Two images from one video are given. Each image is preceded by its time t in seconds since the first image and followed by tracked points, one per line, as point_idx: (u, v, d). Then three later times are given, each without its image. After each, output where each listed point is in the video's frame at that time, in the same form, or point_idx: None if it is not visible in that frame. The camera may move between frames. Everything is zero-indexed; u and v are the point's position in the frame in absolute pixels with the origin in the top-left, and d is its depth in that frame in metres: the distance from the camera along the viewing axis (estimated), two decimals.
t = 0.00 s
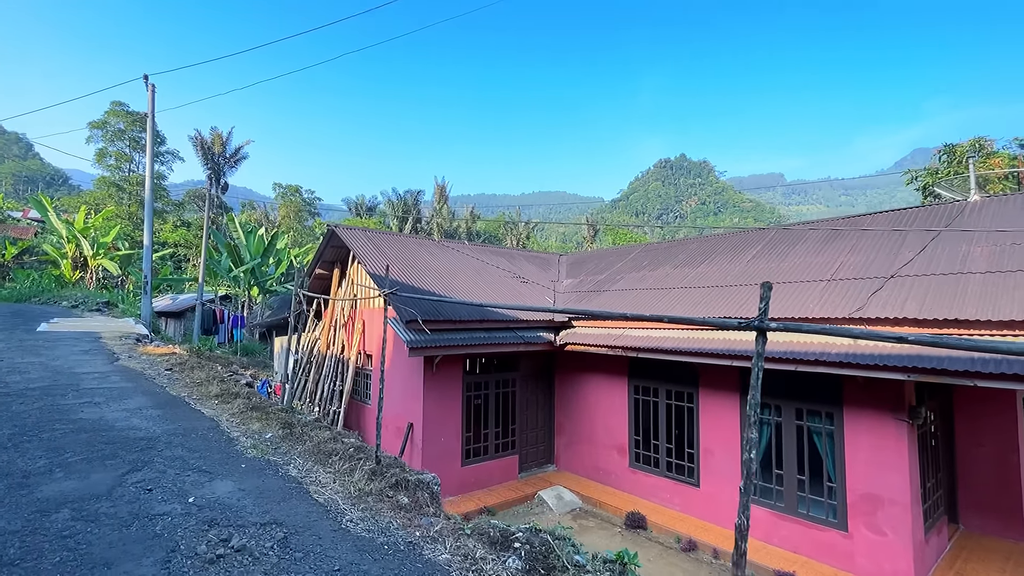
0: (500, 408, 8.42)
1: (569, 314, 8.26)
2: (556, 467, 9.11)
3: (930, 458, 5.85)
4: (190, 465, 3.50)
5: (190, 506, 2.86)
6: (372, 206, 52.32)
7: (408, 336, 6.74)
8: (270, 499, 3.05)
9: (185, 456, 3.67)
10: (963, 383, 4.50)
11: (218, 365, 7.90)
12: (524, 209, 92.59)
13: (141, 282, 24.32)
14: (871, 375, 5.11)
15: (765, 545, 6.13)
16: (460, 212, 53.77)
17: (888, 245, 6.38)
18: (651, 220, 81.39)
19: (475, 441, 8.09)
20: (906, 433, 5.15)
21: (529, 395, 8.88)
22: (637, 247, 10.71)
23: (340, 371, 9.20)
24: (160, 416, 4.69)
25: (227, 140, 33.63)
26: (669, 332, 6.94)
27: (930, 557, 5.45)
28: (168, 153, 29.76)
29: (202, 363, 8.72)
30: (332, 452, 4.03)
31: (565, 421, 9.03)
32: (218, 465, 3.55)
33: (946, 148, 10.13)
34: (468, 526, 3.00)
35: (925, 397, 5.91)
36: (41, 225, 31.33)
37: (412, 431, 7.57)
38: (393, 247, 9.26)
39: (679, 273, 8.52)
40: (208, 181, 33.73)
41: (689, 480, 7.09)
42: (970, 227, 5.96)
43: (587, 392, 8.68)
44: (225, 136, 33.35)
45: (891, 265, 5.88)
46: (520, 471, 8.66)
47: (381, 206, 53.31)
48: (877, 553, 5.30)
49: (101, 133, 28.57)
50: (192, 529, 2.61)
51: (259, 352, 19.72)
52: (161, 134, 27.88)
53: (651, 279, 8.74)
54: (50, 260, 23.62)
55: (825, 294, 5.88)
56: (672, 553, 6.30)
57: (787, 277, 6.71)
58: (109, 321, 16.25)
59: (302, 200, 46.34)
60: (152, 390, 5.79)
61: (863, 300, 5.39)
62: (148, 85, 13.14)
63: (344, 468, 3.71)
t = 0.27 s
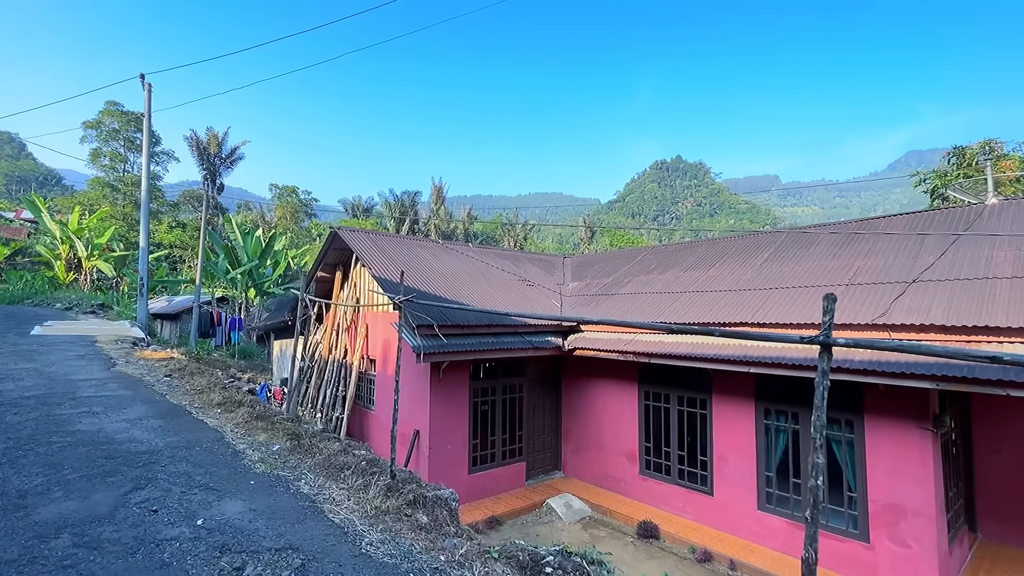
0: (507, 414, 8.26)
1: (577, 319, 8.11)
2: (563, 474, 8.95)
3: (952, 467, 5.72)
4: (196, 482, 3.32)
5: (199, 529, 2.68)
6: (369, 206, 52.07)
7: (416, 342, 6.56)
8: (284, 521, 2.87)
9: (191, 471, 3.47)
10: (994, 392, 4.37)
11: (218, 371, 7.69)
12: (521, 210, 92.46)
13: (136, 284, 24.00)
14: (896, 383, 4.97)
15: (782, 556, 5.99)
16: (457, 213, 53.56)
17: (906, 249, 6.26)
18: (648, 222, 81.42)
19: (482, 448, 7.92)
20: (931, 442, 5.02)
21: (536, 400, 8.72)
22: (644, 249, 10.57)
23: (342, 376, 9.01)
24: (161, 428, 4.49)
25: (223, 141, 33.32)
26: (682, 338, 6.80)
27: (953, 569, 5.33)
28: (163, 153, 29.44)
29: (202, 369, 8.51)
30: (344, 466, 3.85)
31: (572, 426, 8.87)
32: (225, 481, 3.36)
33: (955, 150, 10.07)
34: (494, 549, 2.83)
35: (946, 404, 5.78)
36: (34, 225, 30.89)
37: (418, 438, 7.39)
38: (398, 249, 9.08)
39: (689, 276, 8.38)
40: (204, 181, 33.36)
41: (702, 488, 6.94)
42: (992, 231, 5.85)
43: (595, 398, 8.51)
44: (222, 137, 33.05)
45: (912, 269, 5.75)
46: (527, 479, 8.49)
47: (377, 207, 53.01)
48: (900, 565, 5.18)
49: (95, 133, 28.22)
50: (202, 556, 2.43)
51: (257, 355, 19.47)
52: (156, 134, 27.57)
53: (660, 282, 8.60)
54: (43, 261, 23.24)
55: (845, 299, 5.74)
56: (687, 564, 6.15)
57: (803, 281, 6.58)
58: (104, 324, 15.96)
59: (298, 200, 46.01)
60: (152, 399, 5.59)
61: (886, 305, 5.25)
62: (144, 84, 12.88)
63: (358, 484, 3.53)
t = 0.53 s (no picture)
0: (516, 417, 8.13)
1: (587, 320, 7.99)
2: (571, 477, 8.82)
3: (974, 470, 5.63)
4: (208, 491, 3.17)
5: (215, 543, 2.53)
6: (366, 207, 51.84)
7: (425, 343, 6.42)
8: (304, 533, 2.73)
9: (201, 479, 3.32)
10: None
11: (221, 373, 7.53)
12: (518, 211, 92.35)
13: (132, 284, 23.72)
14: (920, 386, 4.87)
15: (801, 561, 5.88)
16: (455, 214, 53.40)
17: (924, 248, 6.17)
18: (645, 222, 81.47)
19: (491, 451, 7.79)
20: (956, 445, 4.92)
21: (544, 402, 8.59)
22: (651, 249, 10.47)
23: (346, 377, 8.84)
24: (167, 432, 4.33)
25: (220, 140, 33.05)
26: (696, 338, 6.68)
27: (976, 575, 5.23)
28: (159, 152, 29.15)
29: (203, 371, 8.33)
30: (360, 472, 3.71)
31: (580, 428, 8.75)
32: (238, 490, 3.21)
33: (964, 149, 10.04)
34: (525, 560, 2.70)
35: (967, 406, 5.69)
36: (28, 225, 30.50)
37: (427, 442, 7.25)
38: (403, 249, 8.93)
39: (700, 276, 8.28)
40: (200, 181, 33.07)
41: (716, 492, 6.83)
42: (1012, 230, 5.76)
43: (604, 400, 8.39)
44: (218, 136, 32.78)
45: (932, 269, 5.66)
46: (536, 482, 8.36)
47: (375, 207, 52.77)
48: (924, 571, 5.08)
49: (90, 132, 27.91)
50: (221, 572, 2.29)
51: (255, 356, 19.27)
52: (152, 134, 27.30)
53: (670, 283, 8.50)
54: (37, 262, 22.93)
55: (865, 299, 5.64)
56: (703, 570, 6.04)
57: (818, 281, 6.48)
58: (100, 325, 15.72)
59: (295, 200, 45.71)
60: (156, 402, 5.43)
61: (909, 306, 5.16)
62: (142, 82, 12.68)
63: (377, 492, 3.39)
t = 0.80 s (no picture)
0: (526, 422, 7.98)
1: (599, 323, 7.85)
2: (581, 482, 8.68)
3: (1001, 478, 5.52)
4: (224, 507, 3.01)
5: (237, 565, 2.39)
6: (364, 207, 51.60)
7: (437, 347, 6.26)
8: (329, 554, 2.58)
9: (216, 493, 3.17)
10: None
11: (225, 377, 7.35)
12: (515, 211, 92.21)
13: (128, 285, 23.40)
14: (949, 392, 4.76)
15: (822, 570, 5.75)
16: (453, 215, 53.19)
17: (946, 250, 6.07)
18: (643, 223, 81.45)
19: (501, 456, 7.64)
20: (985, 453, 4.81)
21: (554, 406, 8.45)
22: (659, 251, 10.35)
23: (352, 381, 8.66)
24: (175, 441, 4.16)
25: (217, 140, 32.75)
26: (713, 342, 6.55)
27: None
28: (156, 153, 28.84)
29: (206, 375, 8.14)
30: (380, 485, 3.56)
31: (590, 433, 8.62)
32: (255, 505, 3.06)
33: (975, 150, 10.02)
34: None
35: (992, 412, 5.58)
36: (21, 225, 29.99)
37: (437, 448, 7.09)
38: (410, 250, 8.78)
39: (712, 278, 8.16)
40: (197, 181, 32.76)
41: (733, 498, 6.70)
42: None
43: (615, 404, 8.25)
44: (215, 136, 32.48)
45: (957, 271, 5.55)
46: (546, 488, 8.21)
47: (372, 208, 52.53)
48: None
49: (86, 132, 27.57)
50: None
51: (255, 359, 19.07)
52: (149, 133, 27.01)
53: (682, 285, 8.37)
54: (32, 262, 22.62)
55: (889, 302, 5.52)
56: None
57: (837, 283, 6.37)
58: (97, 327, 15.47)
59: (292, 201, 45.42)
60: (161, 409, 5.25)
61: (937, 309, 5.04)
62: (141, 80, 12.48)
63: (400, 506, 3.25)
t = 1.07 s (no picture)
0: (535, 426, 7.83)
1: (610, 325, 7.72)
2: (590, 487, 8.54)
3: None
4: (238, 523, 2.86)
5: None
6: (361, 208, 51.36)
7: (447, 351, 6.12)
8: None
9: (229, 508, 3.03)
10: None
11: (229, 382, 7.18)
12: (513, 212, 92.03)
13: (124, 286, 23.14)
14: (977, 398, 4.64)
15: None
16: (451, 215, 53.00)
17: (966, 252, 5.96)
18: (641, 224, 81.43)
19: (511, 462, 7.49)
20: (1014, 460, 4.68)
21: (563, 410, 8.31)
22: (667, 252, 10.24)
23: (357, 385, 8.50)
24: (182, 451, 3.99)
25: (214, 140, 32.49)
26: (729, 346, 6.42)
27: None
28: (153, 152, 28.57)
29: (208, 378, 7.97)
30: (398, 498, 3.41)
31: (600, 437, 8.48)
32: (271, 521, 2.91)
33: (986, 151, 9.95)
34: None
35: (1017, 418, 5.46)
36: (16, 224, 29.63)
37: (446, 454, 6.94)
38: (416, 251, 8.64)
39: (724, 280, 8.05)
40: (194, 181, 32.46)
41: (748, 505, 6.57)
42: None
43: (625, 408, 8.11)
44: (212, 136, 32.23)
45: (980, 274, 5.44)
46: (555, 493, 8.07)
47: (370, 208, 52.28)
48: None
49: (81, 131, 27.27)
50: None
51: (254, 360, 18.88)
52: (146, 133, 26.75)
53: (693, 287, 8.25)
54: (27, 263, 22.33)
55: (911, 305, 5.41)
56: None
57: (855, 286, 6.25)
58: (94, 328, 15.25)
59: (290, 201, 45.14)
60: (164, 415, 5.08)
61: (963, 313, 4.93)
62: (139, 78, 12.29)
63: (422, 520, 3.09)
